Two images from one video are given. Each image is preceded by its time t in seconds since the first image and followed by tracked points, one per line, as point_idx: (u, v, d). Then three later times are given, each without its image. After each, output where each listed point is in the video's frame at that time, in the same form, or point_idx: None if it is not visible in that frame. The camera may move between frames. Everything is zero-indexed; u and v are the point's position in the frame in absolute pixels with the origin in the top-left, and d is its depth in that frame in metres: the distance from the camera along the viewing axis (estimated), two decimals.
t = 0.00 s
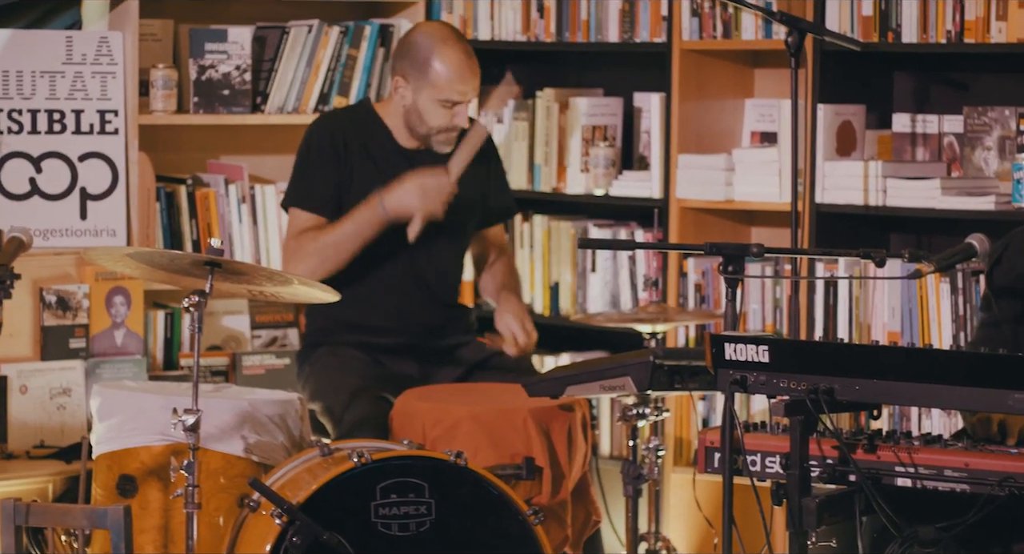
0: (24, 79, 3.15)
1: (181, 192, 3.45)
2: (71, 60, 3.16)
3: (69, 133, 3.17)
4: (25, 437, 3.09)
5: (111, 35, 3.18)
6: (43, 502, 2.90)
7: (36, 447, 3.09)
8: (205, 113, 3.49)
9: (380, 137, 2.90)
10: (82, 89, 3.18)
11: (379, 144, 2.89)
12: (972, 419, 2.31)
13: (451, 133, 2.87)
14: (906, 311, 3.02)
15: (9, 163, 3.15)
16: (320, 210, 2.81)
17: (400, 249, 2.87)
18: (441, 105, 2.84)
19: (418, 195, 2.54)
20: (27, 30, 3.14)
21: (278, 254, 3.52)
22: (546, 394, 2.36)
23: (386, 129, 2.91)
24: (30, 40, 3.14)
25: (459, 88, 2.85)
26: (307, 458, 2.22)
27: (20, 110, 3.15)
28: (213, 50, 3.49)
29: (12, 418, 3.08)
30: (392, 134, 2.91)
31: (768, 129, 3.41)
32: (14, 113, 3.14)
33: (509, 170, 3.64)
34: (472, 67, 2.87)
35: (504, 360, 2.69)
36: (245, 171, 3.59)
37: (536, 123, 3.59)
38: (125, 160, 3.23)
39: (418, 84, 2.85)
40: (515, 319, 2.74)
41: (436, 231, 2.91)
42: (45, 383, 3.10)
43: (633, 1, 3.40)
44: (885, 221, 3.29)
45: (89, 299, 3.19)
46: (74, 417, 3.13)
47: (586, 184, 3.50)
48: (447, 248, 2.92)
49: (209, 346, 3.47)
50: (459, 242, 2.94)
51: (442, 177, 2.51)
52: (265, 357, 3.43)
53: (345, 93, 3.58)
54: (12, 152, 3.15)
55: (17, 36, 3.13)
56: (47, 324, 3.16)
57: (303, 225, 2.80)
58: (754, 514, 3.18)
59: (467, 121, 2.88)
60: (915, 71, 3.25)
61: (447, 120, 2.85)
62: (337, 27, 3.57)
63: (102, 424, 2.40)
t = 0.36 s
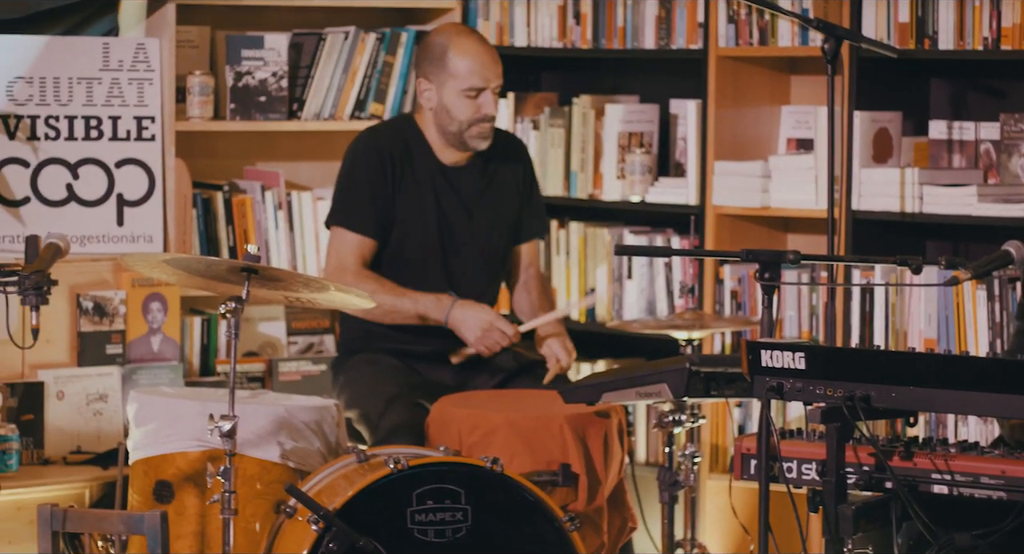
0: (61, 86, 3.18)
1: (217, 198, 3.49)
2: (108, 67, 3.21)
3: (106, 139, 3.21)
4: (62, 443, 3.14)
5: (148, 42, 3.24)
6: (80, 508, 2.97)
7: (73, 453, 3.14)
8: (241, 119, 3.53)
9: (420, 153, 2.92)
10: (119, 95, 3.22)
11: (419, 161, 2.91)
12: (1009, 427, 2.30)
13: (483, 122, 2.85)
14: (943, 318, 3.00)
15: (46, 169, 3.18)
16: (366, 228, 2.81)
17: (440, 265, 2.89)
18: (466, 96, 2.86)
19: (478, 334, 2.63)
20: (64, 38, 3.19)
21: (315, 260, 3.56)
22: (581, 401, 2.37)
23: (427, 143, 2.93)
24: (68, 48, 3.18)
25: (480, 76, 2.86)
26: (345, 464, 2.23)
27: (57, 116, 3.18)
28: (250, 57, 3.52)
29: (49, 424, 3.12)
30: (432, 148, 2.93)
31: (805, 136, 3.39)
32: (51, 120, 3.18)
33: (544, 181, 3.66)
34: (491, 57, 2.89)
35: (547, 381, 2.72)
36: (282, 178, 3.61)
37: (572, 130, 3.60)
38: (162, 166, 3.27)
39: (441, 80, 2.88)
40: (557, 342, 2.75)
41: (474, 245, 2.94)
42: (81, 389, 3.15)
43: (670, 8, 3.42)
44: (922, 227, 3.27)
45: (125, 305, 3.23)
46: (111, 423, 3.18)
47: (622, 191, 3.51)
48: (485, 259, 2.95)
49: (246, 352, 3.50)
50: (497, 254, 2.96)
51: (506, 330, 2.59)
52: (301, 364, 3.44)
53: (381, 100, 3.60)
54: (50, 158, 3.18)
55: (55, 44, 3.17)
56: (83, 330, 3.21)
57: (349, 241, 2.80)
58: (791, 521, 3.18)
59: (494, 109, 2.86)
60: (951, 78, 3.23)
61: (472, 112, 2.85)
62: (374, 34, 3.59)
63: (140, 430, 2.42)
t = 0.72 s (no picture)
0: (86, 90, 3.22)
1: (241, 202, 3.50)
2: (132, 71, 3.24)
3: (130, 143, 3.24)
4: (87, 445, 3.17)
5: (172, 45, 3.25)
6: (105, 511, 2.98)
7: (98, 456, 3.17)
8: (265, 123, 3.53)
9: (440, 148, 2.85)
10: (143, 99, 3.25)
11: (439, 156, 2.84)
12: None
13: (496, 124, 2.76)
14: (966, 321, 3.00)
15: (70, 173, 3.21)
16: (385, 221, 2.74)
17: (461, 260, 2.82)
18: (478, 97, 2.78)
19: (503, 280, 2.50)
20: (87, 42, 3.21)
21: (338, 263, 3.59)
22: (605, 405, 2.36)
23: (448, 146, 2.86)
24: (92, 52, 3.21)
25: (493, 77, 2.78)
26: (368, 466, 2.21)
27: (82, 120, 3.22)
28: (274, 61, 3.52)
29: (75, 428, 3.15)
30: (454, 152, 2.86)
31: (828, 139, 3.44)
32: (76, 123, 3.21)
33: (568, 183, 3.67)
34: (505, 57, 2.80)
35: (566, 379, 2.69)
36: (306, 180, 3.63)
37: (596, 134, 3.61)
38: (186, 169, 3.29)
39: (455, 81, 2.82)
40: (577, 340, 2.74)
41: (496, 239, 2.86)
42: (106, 392, 3.18)
43: (693, 11, 3.43)
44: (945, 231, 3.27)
45: (150, 308, 3.26)
46: (135, 426, 3.21)
47: (646, 195, 3.52)
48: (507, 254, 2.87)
49: (270, 355, 3.52)
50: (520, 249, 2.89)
51: (528, 270, 2.46)
52: (324, 368, 3.47)
53: (405, 103, 3.64)
54: (75, 162, 3.21)
55: (79, 48, 3.20)
56: (108, 333, 3.23)
57: (368, 234, 2.73)
58: (814, 524, 3.18)
59: (506, 109, 2.76)
60: (975, 81, 3.22)
61: (483, 113, 2.76)
62: (397, 38, 3.61)
63: (163, 434, 2.42)
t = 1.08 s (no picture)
0: (104, 93, 3.24)
1: (260, 204, 3.53)
2: (151, 74, 3.27)
3: (149, 146, 3.27)
4: (105, 448, 3.16)
5: (191, 48, 3.28)
6: (124, 513, 2.97)
7: (116, 458, 3.17)
8: (283, 126, 3.52)
9: (454, 151, 2.86)
10: (162, 101, 3.28)
11: (454, 158, 2.86)
12: None
13: (511, 122, 2.76)
14: (985, 324, 2.98)
15: (89, 176, 3.23)
16: (405, 227, 2.73)
17: (483, 260, 2.82)
18: (493, 95, 2.77)
19: (527, 317, 2.47)
20: (106, 45, 3.24)
21: (356, 266, 3.60)
22: (622, 407, 2.39)
23: (464, 145, 2.87)
24: (111, 56, 3.24)
25: (508, 76, 2.78)
26: (386, 469, 2.20)
27: (100, 123, 3.24)
28: (292, 63, 3.53)
29: (92, 428, 3.15)
30: (469, 150, 2.87)
31: (846, 141, 3.45)
32: (95, 126, 3.23)
33: (586, 185, 3.70)
34: (521, 57, 2.80)
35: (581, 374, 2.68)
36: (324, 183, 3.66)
37: (614, 136, 3.62)
38: (204, 171, 3.32)
39: (471, 80, 2.82)
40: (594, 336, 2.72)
41: (516, 236, 2.86)
42: (125, 394, 3.18)
43: (712, 14, 3.43)
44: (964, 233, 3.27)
45: (168, 310, 3.29)
46: (153, 428, 3.21)
47: (664, 197, 3.51)
48: (530, 256, 2.88)
49: (289, 358, 3.54)
50: (540, 245, 2.90)
51: (554, 315, 2.43)
52: (343, 370, 3.49)
53: (423, 106, 3.65)
54: (93, 165, 3.23)
55: (98, 52, 3.23)
56: (127, 335, 3.24)
57: (388, 242, 2.72)
58: (833, 527, 3.18)
59: (522, 108, 2.76)
60: (993, 83, 3.21)
61: (499, 111, 2.76)
62: (415, 41, 3.63)
63: (181, 437, 2.42)
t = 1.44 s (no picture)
0: (124, 97, 3.27)
1: (279, 208, 3.54)
2: (170, 78, 3.29)
3: (168, 149, 3.29)
4: (125, 452, 3.19)
5: (210, 52, 3.31)
6: (143, 516, 3.01)
7: (136, 461, 3.19)
8: (303, 128, 3.55)
9: (476, 159, 2.85)
10: (181, 105, 3.30)
11: (476, 166, 2.84)
12: None
13: (534, 117, 2.77)
14: (1004, 326, 2.97)
15: (109, 179, 3.25)
16: (427, 241, 2.74)
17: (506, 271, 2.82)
18: (513, 91, 2.80)
19: (545, 343, 2.53)
20: (126, 49, 3.27)
21: (376, 269, 3.62)
22: (642, 410, 2.38)
23: (487, 151, 2.86)
24: (131, 60, 3.27)
25: (526, 71, 2.81)
26: (405, 472, 2.20)
27: (120, 126, 3.26)
28: (311, 67, 3.55)
29: (113, 432, 3.17)
30: (493, 155, 2.86)
31: (865, 144, 3.40)
32: (114, 130, 3.26)
33: (605, 188, 3.69)
34: (537, 52, 2.84)
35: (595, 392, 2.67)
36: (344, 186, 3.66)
37: (633, 139, 3.62)
38: (224, 175, 3.34)
39: (490, 82, 2.85)
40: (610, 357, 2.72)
41: (539, 245, 2.86)
42: (144, 397, 3.20)
43: (731, 16, 3.43)
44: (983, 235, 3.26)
45: (188, 314, 3.27)
46: (173, 431, 3.23)
47: (684, 200, 3.51)
48: (553, 265, 2.88)
49: (308, 361, 3.54)
50: (563, 253, 2.90)
51: (573, 341, 2.49)
52: (362, 374, 3.51)
53: (442, 110, 3.67)
54: (113, 169, 3.26)
55: (118, 56, 3.25)
56: (147, 339, 3.24)
57: (409, 257, 2.73)
58: (852, 530, 3.18)
59: (543, 101, 2.78)
60: (1013, 85, 3.20)
61: (521, 107, 2.78)
62: (434, 44, 3.64)
63: (202, 440, 2.44)
